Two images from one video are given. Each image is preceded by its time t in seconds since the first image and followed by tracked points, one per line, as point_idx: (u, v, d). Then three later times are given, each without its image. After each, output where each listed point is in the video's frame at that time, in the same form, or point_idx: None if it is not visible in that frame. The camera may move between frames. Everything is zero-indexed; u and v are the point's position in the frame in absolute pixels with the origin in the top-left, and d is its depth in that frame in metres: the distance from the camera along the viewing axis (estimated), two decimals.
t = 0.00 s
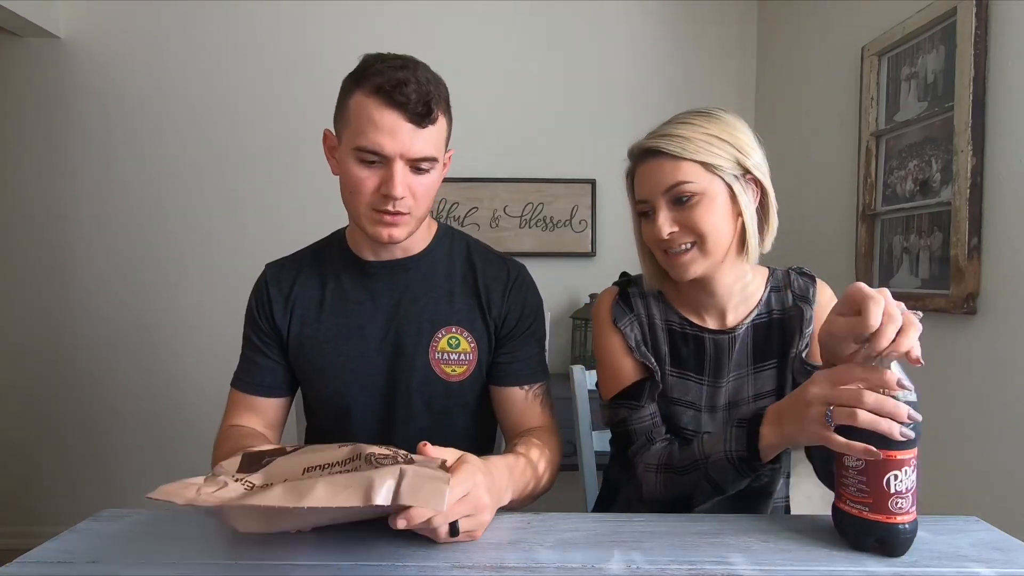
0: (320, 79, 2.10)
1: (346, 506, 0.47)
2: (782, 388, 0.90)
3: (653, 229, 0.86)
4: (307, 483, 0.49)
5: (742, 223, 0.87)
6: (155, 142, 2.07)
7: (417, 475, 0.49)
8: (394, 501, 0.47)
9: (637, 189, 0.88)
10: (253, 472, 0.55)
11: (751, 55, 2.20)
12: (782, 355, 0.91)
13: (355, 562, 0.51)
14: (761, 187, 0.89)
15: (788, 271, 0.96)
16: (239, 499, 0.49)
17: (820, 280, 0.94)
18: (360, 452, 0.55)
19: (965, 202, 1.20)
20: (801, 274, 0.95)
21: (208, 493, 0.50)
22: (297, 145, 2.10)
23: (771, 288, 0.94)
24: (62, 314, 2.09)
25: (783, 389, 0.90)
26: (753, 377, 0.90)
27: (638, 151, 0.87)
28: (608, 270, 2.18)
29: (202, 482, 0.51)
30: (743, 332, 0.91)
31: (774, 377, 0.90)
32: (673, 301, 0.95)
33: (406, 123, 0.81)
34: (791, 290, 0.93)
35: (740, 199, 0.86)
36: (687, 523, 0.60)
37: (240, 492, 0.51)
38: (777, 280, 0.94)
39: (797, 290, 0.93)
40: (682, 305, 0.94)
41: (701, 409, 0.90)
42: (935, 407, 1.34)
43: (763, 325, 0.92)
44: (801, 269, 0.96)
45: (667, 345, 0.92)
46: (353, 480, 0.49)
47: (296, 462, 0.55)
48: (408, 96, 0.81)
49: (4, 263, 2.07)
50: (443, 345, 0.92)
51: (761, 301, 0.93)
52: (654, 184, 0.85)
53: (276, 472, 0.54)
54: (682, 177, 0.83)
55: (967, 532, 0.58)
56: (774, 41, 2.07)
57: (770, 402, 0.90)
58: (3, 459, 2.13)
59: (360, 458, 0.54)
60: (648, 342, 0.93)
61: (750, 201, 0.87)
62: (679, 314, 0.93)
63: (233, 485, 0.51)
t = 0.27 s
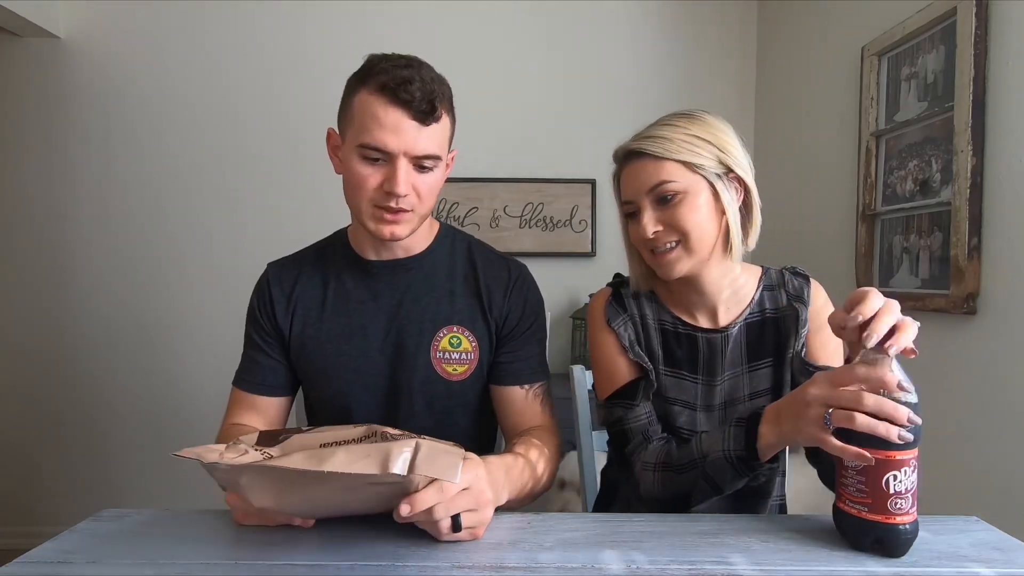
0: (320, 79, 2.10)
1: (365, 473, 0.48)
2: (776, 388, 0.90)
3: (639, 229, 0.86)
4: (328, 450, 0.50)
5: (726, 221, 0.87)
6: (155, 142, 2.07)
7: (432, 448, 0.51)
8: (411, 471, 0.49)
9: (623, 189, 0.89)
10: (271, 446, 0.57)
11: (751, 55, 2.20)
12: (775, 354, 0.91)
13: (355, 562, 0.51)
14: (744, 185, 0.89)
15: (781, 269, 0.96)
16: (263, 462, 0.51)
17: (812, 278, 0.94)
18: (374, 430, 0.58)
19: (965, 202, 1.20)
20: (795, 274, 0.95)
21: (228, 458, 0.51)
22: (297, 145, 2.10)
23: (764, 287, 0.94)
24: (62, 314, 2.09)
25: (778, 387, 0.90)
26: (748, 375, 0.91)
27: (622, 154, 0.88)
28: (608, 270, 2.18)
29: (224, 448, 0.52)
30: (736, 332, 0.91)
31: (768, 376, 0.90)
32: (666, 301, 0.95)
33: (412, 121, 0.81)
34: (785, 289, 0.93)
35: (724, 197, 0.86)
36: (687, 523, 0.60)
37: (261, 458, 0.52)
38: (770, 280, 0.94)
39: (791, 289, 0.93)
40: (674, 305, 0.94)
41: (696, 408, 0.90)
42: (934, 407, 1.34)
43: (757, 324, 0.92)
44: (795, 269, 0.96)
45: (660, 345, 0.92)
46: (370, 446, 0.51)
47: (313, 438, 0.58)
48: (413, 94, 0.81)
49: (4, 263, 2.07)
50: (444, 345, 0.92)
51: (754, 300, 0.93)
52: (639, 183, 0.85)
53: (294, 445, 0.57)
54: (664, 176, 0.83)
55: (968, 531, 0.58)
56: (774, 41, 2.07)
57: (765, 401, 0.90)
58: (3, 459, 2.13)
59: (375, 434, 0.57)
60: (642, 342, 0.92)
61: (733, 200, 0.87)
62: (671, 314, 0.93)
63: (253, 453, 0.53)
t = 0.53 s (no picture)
0: (320, 79, 2.10)
1: (365, 510, 0.47)
2: (776, 388, 0.90)
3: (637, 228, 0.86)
4: (325, 487, 0.48)
5: (723, 221, 0.87)
6: (155, 142, 2.07)
7: (434, 478, 0.49)
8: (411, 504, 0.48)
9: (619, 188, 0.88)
10: (265, 478, 0.53)
11: (751, 55, 2.20)
12: (775, 354, 0.91)
13: (354, 562, 0.51)
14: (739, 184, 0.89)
15: (780, 269, 0.96)
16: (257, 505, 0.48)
17: (811, 278, 0.94)
18: (372, 455, 0.53)
19: (965, 202, 1.20)
20: (793, 274, 0.95)
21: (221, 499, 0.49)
22: (297, 145, 2.10)
23: (763, 287, 0.94)
24: (62, 314, 2.09)
25: (778, 386, 0.90)
26: (748, 375, 0.91)
27: (618, 154, 0.88)
28: (608, 270, 2.18)
29: (217, 491, 0.49)
30: (735, 332, 0.91)
31: (768, 376, 0.90)
32: (664, 302, 0.95)
33: (411, 121, 0.81)
34: (783, 289, 0.93)
35: (720, 196, 0.85)
36: (687, 522, 0.60)
37: (255, 498, 0.49)
38: (769, 280, 0.94)
39: (790, 289, 0.93)
40: (673, 306, 0.94)
41: (697, 408, 0.90)
42: (935, 408, 1.34)
43: (756, 324, 0.92)
44: (793, 269, 0.96)
45: (659, 345, 0.92)
46: (367, 483, 0.48)
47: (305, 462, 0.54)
48: (411, 94, 0.81)
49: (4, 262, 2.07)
50: (443, 342, 0.92)
51: (752, 299, 0.92)
52: (637, 181, 0.85)
53: (288, 478, 0.52)
54: (662, 174, 0.83)
55: (968, 532, 0.58)
56: (774, 41, 2.07)
57: (765, 401, 0.90)
58: (3, 459, 2.13)
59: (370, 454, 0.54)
60: (640, 342, 0.92)
61: (729, 200, 0.87)
62: (670, 314, 0.93)
63: (247, 492, 0.50)
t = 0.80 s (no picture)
0: (320, 79, 2.10)
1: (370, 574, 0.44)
2: (775, 388, 0.90)
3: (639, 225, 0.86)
4: (325, 560, 0.44)
5: (725, 221, 0.86)
6: (155, 142, 2.07)
7: (437, 525, 0.46)
8: (417, 561, 0.45)
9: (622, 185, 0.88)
10: (261, 539, 0.48)
11: (751, 55, 2.20)
12: (774, 354, 0.91)
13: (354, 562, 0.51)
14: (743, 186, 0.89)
15: (780, 269, 0.96)
16: None
17: (811, 279, 0.94)
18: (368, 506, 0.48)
19: (965, 202, 1.20)
20: (794, 274, 0.94)
21: None
22: (297, 145, 2.10)
23: (762, 287, 0.93)
24: (62, 314, 2.09)
25: (777, 387, 0.90)
26: (747, 374, 0.91)
27: (624, 150, 0.88)
28: (608, 270, 2.18)
29: None
30: (735, 332, 0.91)
31: (767, 376, 0.90)
32: (664, 301, 0.95)
33: (407, 113, 0.82)
34: (783, 289, 0.93)
35: (723, 195, 0.85)
36: (686, 523, 0.60)
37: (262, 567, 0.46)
38: (769, 280, 0.94)
39: (790, 289, 0.93)
40: (674, 306, 0.94)
41: (696, 408, 0.90)
42: (935, 407, 1.34)
43: (756, 325, 0.92)
44: (793, 269, 0.96)
45: (658, 345, 0.92)
46: (371, 545, 0.45)
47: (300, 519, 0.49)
48: (404, 86, 0.82)
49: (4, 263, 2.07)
50: (438, 339, 0.92)
51: (752, 299, 0.92)
52: (640, 177, 0.85)
53: (281, 548, 0.46)
54: (665, 170, 0.83)
55: (968, 532, 0.59)
56: (774, 41, 2.07)
57: (764, 400, 0.90)
58: (3, 459, 2.13)
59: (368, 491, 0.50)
60: (640, 341, 0.92)
61: (732, 200, 0.87)
62: (670, 313, 0.93)
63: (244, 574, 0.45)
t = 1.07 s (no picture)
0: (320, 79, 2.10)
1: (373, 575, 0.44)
2: (775, 388, 0.90)
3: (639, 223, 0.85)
4: (326, 563, 0.44)
5: (725, 220, 0.86)
6: (155, 142, 2.07)
7: (438, 527, 0.46)
8: (418, 563, 0.45)
9: (623, 183, 0.88)
10: (260, 544, 0.48)
11: (751, 55, 2.20)
12: (774, 355, 0.91)
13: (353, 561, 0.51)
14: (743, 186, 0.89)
15: (781, 270, 0.96)
16: None
17: (812, 279, 0.93)
18: (368, 507, 0.48)
19: (965, 203, 1.20)
20: (794, 275, 0.94)
21: None
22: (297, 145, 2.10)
23: (763, 288, 0.93)
24: (62, 314, 2.09)
25: (777, 387, 0.90)
26: (747, 374, 0.91)
27: (627, 149, 0.88)
28: (608, 270, 2.18)
29: None
30: (735, 332, 0.90)
31: (767, 376, 0.90)
32: (664, 302, 0.94)
33: (369, 125, 0.79)
34: (784, 290, 0.93)
35: (723, 194, 0.85)
36: (686, 523, 0.60)
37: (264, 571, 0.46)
38: (770, 280, 0.94)
39: (791, 290, 0.92)
40: (675, 305, 0.94)
41: (696, 408, 0.90)
42: (935, 407, 1.34)
43: (756, 325, 0.91)
44: (794, 269, 0.96)
45: (658, 345, 0.92)
46: (371, 548, 0.44)
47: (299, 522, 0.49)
48: (362, 100, 0.78)
49: (4, 262, 2.07)
50: (436, 340, 0.92)
51: (753, 300, 0.92)
52: (641, 174, 0.85)
53: (282, 549, 0.46)
54: (666, 168, 0.83)
55: (967, 532, 0.58)
56: (774, 41, 2.07)
57: (765, 401, 0.90)
58: (3, 459, 2.13)
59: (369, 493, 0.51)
60: (640, 341, 0.92)
61: (733, 200, 0.87)
62: (670, 313, 0.93)
63: None
